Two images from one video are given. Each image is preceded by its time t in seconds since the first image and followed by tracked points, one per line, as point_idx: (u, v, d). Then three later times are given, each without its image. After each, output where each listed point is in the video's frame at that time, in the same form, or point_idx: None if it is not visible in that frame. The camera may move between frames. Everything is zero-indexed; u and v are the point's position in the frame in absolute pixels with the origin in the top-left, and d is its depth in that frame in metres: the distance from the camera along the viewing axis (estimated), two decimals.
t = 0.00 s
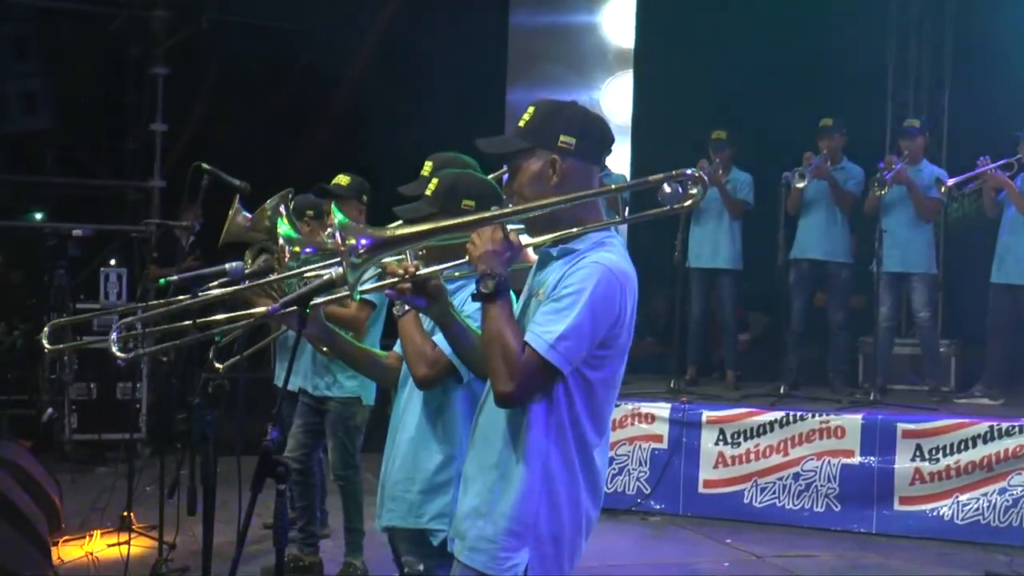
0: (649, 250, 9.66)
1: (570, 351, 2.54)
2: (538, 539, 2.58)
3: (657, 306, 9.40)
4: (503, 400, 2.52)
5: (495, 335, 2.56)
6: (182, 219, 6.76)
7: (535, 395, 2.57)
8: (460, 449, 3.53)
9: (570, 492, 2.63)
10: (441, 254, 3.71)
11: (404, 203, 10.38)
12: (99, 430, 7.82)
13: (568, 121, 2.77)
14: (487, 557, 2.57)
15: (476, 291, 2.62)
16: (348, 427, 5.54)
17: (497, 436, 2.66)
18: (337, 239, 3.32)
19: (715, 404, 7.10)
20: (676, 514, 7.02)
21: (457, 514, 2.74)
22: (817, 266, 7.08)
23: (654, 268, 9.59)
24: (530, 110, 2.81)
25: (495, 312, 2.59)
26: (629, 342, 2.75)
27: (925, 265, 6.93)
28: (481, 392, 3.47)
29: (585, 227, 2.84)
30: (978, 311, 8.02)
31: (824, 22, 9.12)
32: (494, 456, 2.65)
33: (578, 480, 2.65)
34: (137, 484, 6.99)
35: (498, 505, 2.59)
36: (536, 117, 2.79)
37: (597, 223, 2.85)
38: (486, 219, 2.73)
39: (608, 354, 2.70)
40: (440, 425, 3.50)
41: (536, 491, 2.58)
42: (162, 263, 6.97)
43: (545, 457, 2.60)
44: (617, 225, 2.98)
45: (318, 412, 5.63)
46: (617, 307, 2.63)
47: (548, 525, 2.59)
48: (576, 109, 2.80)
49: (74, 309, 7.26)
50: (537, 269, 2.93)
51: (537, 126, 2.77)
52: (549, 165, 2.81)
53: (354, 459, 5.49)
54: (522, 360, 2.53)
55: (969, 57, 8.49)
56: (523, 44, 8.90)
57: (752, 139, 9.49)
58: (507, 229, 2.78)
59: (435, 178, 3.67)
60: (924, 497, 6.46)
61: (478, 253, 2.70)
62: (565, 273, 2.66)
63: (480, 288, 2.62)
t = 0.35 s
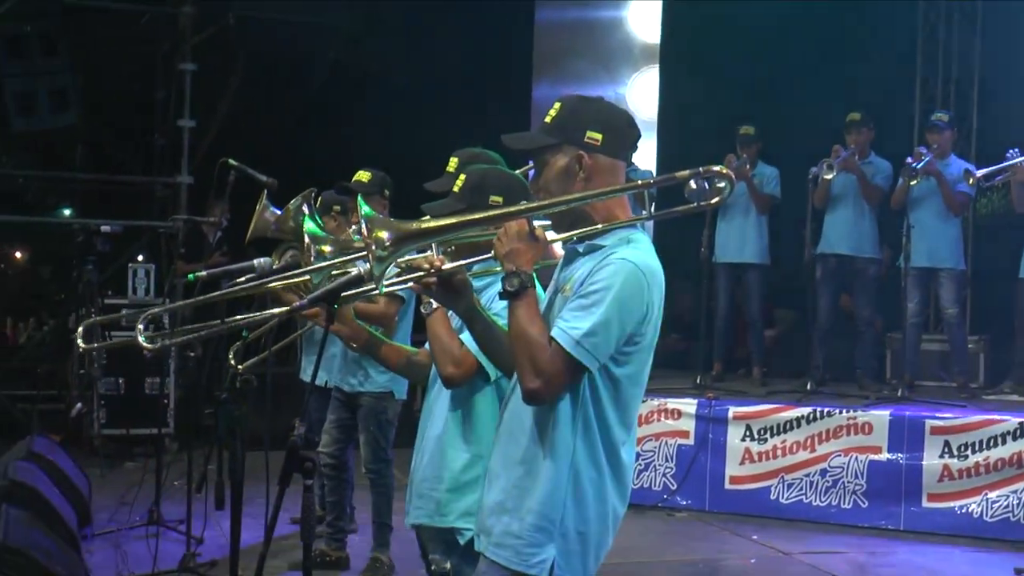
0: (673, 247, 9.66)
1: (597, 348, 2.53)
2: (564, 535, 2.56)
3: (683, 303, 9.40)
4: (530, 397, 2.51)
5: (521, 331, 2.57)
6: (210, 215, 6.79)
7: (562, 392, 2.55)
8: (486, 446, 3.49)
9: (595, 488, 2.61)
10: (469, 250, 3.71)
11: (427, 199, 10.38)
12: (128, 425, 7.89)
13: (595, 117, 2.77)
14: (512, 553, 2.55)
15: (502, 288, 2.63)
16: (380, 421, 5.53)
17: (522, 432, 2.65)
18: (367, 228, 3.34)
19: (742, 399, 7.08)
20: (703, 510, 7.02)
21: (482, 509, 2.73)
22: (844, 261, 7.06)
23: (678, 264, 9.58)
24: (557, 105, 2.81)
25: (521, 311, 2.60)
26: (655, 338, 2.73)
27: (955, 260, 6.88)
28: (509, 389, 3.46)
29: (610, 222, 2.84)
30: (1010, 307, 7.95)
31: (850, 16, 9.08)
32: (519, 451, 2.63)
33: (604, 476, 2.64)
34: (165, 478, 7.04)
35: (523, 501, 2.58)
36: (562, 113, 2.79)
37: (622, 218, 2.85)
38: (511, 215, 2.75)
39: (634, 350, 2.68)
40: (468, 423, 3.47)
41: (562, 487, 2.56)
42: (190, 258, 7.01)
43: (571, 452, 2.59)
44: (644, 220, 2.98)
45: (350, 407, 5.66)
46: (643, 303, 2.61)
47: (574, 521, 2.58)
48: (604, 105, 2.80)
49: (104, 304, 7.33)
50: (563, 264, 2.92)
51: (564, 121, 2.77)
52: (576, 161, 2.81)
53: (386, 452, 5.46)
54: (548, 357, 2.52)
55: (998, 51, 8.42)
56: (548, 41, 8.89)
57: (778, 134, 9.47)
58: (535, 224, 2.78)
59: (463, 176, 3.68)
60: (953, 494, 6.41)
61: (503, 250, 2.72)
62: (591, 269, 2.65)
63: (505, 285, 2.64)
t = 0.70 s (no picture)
0: (695, 246, 9.65)
1: (621, 349, 2.49)
2: (589, 536, 2.55)
3: (707, 302, 9.40)
4: (554, 399, 2.48)
5: (546, 333, 2.51)
6: (233, 214, 6.79)
7: (586, 394, 2.52)
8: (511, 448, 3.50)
9: (620, 488, 2.59)
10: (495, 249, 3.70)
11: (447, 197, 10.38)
12: (153, 424, 7.95)
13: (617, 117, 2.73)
14: (537, 553, 2.54)
15: (526, 290, 2.59)
16: (413, 421, 5.52)
17: (546, 433, 2.63)
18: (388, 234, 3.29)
19: (767, 399, 7.06)
20: (727, 510, 7.00)
21: (507, 510, 2.72)
22: (870, 260, 7.04)
23: (700, 263, 9.57)
24: (578, 106, 2.78)
25: (543, 312, 2.56)
26: (679, 338, 2.70)
27: (982, 258, 6.83)
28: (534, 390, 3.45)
29: (633, 222, 2.80)
30: None
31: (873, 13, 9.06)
32: (543, 452, 2.62)
33: (629, 476, 2.61)
34: (191, 477, 7.08)
35: (548, 501, 2.56)
36: (584, 113, 2.75)
37: (646, 218, 2.82)
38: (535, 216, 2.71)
39: (659, 349, 2.64)
40: (493, 424, 3.47)
41: (587, 487, 2.55)
42: (215, 257, 7.04)
43: (596, 453, 2.57)
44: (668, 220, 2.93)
45: (377, 407, 5.67)
46: (667, 303, 2.58)
47: (600, 521, 2.56)
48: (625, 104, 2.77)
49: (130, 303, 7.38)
50: (587, 263, 2.88)
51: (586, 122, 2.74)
52: (598, 161, 2.77)
53: (416, 452, 5.48)
54: (572, 359, 2.48)
55: None
56: (573, 45, 8.95)
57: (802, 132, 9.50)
58: (557, 224, 2.75)
59: (491, 174, 3.67)
60: (980, 495, 6.33)
61: (527, 251, 2.68)
62: (615, 269, 2.62)
63: (529, 287, 2.59)
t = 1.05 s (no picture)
0: (718, 245, 9.63)
1: (646, 350, 2.48)
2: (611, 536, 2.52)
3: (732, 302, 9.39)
4: (580, 399, 2.48)
5: (572, 334, 2.51)
6: (257, 213, 6.80)
7: (611, 395, 2.52)
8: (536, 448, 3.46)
9: (643, 489, 2.57)
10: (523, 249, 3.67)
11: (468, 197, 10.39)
12: (177, 423, 8.01)
13: (643, 118, 2.69)
14: (559, 553, 2.52)
15: (551, 290, 2.57)
16: (442, 421, 5.53)
17: (570, 432, 2.62)
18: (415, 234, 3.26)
19: (791, 399, 7.04)
20: (752, 510, 6.97)
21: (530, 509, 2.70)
22: (896, 260, 7.02)
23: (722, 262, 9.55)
24: (605, 106, 2.75)
25: (569, 313, 2.55)
26: (704, 340, 2.67)
27: (1010, 258, 6.79)
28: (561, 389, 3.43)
29: (659, 222, 2.74)
30: None
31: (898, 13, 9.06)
32: (567, 452, 2.61)
33: (652, 478, 2.58)
34: (215, 476, 7.11)
35: (571, 501, 2.55)
36: (610, 113, 2.72)
37: (671, 218, 2.77)
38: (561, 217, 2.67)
39: (683, 352, 2.62)
40: (518, 424, 3.45)
41: (610, 488, 2.53)
42: (241, 256, 7.07)
43: (620, 454, 2.55)
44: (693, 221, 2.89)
45: (409, 407, 5.65)
46: (692, 306, 2.56)
47: (622, 521, 2.54)
48: (651, 105, 2.71)
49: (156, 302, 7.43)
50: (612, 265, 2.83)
51: (612, 123, 2.70)
52: (625, 161, 2.73)
53: (445, 452, 5.50)
54: (597, 359, 2.47)
55: None
56: (600, 42, 8.88)
57: (825, 133, 9.53)
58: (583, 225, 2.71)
59: (516, 174, 3.62)
60: (1007, 496, 6.29)
61: (553, 252, 2.64)
62: (640, 270, 2.60)
63: (555, 287, 2.58)
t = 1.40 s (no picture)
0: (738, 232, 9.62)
1: (673, 335, 2.36)
2: (634, 523, 2.39)
3: (755, 288, 9.39)
4: (606, 384, 2.36)
5: (597, 320, 2.42)
6: (280, 200, 6.80)
7: (636, 379, 2.40)
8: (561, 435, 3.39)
9: (668, 476, 2.43)
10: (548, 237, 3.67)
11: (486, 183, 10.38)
12: (201, 409, 8.07)
13: (668, 104, 2.56)
14: (580, 538, 2.40)
15: (577, 276, 2.50)
16: (465, 406, 5.53)
17: (591, 416, 2.51)
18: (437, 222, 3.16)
19: (814, 385, 7.02)
20: (774, 496, 6.98)
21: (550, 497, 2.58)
22: (921, 245, 6.98)
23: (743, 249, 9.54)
24: (628, 94, 2.62)
25: (594, 298, 2.47)
26: (731, 326, 2.54)
27: None
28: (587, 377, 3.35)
29: (686, 209, 2.62)
30: None
31: None
32: (588, 437, 2.50)
33: (676, 464, 2.44)
34: (240, 461, 7.18)
35: (592, 486, 2.43)
36: (634, 100, 2.59)
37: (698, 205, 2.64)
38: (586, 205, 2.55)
39: (710, 337, 2.49)
40: (544, 413, 3.37)
41: (632, 473, 2.40)
42: (264, 242, 7.10)
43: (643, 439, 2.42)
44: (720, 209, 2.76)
45: (432, 391, 5.67)
46: (719, 291, 2.44)
47: (646, 508, 2.40)
48: (677, 89, 2.58)
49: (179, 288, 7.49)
50: (635, 253, 2.69)
51: (637, 109, 2.58)
52: (649, 148, 2.60)
53: (469, 436, 5.51)
54: (623, 344, 2.36)
55: None
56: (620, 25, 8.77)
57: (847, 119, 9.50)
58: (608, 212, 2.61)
59: (542, 160, 3.60)
60: None
61: (578, 240, 2.56)
62: (667, 255, 2.48)
63: (579, 274, 2.50)
